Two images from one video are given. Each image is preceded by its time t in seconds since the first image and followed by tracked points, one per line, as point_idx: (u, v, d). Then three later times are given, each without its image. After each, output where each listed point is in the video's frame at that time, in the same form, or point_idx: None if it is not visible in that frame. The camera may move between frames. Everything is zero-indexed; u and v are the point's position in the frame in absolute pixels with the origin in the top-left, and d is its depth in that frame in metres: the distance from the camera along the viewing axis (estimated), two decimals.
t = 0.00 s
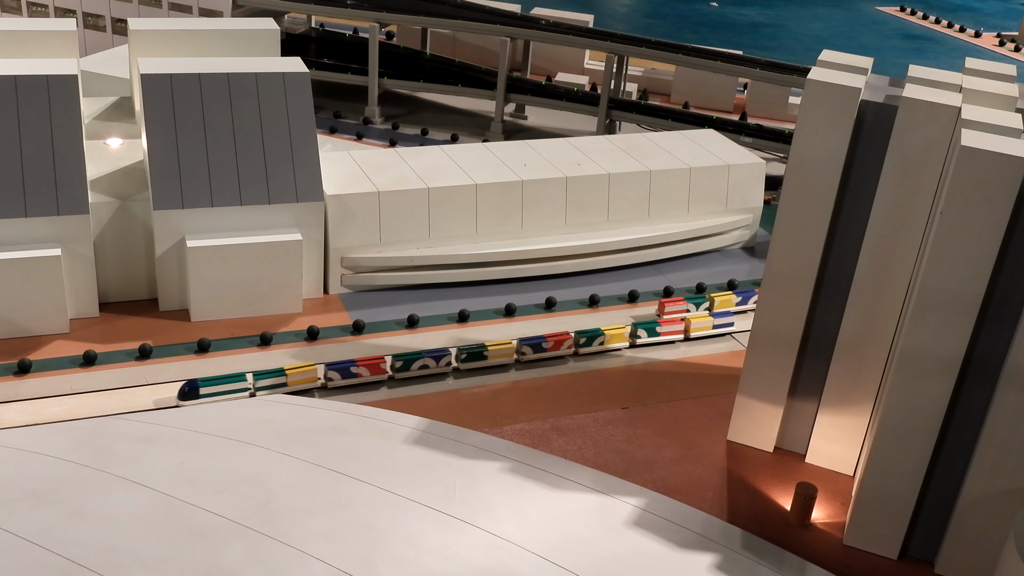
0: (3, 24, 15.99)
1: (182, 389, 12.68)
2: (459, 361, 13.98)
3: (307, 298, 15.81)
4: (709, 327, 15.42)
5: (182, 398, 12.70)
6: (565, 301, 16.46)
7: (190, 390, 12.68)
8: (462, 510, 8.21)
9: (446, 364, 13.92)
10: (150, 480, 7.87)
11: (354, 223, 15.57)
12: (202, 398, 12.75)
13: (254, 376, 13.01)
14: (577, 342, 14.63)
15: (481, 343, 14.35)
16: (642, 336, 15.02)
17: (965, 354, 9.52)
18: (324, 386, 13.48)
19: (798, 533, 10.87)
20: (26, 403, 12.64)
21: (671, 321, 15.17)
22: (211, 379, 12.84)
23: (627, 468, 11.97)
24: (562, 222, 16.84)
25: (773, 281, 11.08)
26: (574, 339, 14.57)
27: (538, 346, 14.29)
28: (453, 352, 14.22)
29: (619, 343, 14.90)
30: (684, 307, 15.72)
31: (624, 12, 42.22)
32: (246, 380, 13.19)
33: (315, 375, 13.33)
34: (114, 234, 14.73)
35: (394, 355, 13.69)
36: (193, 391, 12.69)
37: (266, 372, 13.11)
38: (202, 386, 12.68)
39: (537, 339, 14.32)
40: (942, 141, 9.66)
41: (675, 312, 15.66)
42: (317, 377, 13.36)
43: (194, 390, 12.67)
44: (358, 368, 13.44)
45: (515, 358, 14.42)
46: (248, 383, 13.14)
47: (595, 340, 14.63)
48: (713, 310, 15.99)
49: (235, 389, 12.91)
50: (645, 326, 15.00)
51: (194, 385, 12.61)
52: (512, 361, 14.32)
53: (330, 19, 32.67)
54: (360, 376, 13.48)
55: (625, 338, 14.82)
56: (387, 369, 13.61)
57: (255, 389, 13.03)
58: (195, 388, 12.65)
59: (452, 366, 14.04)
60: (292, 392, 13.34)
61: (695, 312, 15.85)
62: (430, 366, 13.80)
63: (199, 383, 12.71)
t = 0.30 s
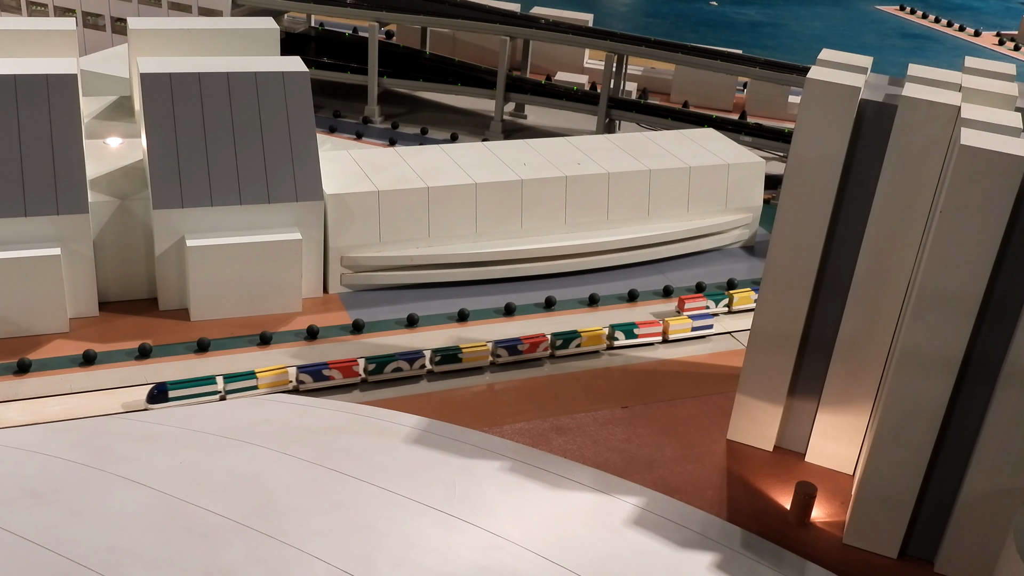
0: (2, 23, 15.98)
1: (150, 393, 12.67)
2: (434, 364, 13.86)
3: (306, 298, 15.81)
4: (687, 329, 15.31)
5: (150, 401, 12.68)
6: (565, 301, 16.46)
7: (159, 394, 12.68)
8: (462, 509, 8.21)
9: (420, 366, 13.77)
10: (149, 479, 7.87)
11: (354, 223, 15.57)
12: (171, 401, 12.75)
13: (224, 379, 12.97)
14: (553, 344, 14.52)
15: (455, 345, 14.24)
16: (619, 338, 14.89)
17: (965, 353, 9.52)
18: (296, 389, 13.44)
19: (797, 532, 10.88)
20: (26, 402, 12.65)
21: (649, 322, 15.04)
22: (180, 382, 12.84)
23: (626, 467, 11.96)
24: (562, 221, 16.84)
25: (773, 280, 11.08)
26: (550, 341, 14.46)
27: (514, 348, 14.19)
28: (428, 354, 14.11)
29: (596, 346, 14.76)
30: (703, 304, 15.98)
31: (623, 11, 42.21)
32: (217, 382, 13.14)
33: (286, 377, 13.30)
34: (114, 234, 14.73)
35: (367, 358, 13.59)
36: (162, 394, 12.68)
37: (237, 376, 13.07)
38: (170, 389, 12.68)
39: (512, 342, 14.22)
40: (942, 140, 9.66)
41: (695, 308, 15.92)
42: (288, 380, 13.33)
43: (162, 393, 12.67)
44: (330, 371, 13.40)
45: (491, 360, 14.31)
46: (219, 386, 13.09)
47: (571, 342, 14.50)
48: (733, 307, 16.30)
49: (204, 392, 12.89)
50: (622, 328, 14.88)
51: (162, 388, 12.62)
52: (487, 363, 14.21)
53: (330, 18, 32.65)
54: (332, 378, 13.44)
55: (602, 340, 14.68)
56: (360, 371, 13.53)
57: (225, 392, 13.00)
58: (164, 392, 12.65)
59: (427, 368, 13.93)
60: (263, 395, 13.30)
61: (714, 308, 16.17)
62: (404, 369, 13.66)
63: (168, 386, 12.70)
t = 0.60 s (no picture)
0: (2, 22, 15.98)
1: (119, 395, 12.54)
2: (407, 366, 13.73)
3: (306, 297, 15.81)
4: (666, 331, 15.17)
5: (119, 404, 12.54)
6: (564, 300, 16.47)
7: (128, 397, 12.52)
8: (462, 508, 8.21)
9: (393, 368, 13.67)
10: (148, 478, 7.88)
11: (354, 222, 15.57)
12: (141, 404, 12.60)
13: (193, 382, 12.76)
14: (529, 346, 14.42)
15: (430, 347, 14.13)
16: (597, 340, 14.76)
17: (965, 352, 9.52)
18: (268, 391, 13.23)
19: (797, 531, 10.89)
20: (26, 401, 12.65)
21: (627, 324, 14.91)
22: (149, 385, 12.68)
23: (626, 466, 11.97)
24: (561, 220, 16.83)
25: (772, 279, 11.08)
26: (526, 343, 14.35)
27: (489, 350, 14.07)
28: (402, 357, 13.98)
29: (573, 348, 14.64)
30: (721, 300, 16.23)
31: (624, 10, 42.20)
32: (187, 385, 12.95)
33: (257, 380, 13.08)
34: (113, 233, 14.72)
35: (340, 360, 13.49)
36: (131, 397, 12.52)
37: (207, 378, 12.83)
38: (138, 392, 12.53)
39: (487, 344, 14.10)
40: (941, 140, 9.66)
41: (714, 305, 16.19)
42: (260, 383, 13.11)
43: (131, 396, 12.52)
44: (303, 373, 13.24)
45: (466, 363, 14.18)
46: (189, 389, 12.90)
47: (548, 344, 14.40)
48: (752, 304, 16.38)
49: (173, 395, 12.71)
50: (599, 330, 14.75)
51: (130, 391, 12.45)
52: (462, 365, 14.09)
53: (330, 17, 32.66)
54: (305, 381, 13.28)
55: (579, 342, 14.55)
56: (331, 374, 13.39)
57: (195, 395, 12.80)
58: (132, 395, 12.49)
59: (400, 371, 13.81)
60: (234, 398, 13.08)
61: (733, 305, 16.30)
62: (376, 371, 13.55)
63: (136, 389, 12.55)
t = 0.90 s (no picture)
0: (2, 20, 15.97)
1: (86, 398, 12.30)
2: (380, 369, 13.61)
3: (306, 295, 15.81)
4: (644, 333, 15.05)
5: (86, 407, 12.30)
6: (564, 299, 16.47)
7: (95, 399, 12.30)
8: (462, 507, 8.22)
9: (367, 371, 13.58)
10: (148, 476, 7.88)
11: (353, 221, 15.56)
12: (107, 407, 12.39)
13: (163, 384, 12.63)
14: (505, 348, 14.28)
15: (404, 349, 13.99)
16: (574, 342, 14.60)
17: (965, 351, 9.53)
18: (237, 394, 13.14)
19: (796, 530, 10.90)
20: (25, 399, 12.66)
21: (605, 326, 14.76)
22: (116, 388, 12.49)
23: (625, 465, 11.98)
24: (561, 219, 16.83)
25: (772, 278, 11.09)
26: (502, 344, 14.21)
27: (464, 353, 13.93)
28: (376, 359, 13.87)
29: (549, 349, 14.49)
30: (741, 297, 16.31)
31: (623, 8, 42.21)
32: (155, 387, 12.81)
33: (227, 383, 13.00)
34: (113, 231, 14.71)
35: (311, 363, 13.38)
36: (98, 400, 12.31)
37: (176, 380, 12.72)
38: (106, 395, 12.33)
39: (462, 346, 13.96)
40: (941, 139, 9.66)
41: (733, 301, 16.28)
42: (230, 386, 13.02)
43: (98, 399, 12.30)
44: (274, 376, 13.16)
45: (440, 365, 14.05)
46: (157, 391, 12.76)
47: (524, 346, 14.27)
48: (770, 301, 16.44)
49: (140, 398, 12.54)
50: (577, 331, 14.59)
51: (98, 393, 12.24)
52: (436, 368, 13.95)
53: (329, 16, 32.68)
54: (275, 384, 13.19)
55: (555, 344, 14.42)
56: (303, 377, 13.32)
57: (164, 398, 12.67)
58: (100, 397, 12.28)
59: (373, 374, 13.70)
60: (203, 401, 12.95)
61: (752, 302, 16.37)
62: (349, 374, 13.45)
63: (104, 392, 12.35)
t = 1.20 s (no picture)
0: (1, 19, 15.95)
1: (52, 401, 12.17)
2: (353, 371, 13.50)
3: (305, 294, 15.81)
4: (622, 335, 14.91)
5: (53, 410, 12.18)
6: (563, 298, 16.47)
7: (61, 402, 12.17)
8: (461, 506, 8.22)
9: (339, 374, 13.47)
10: (147, 475, 7.88)
11: (353, 220, 15.56)
12: (74, 410, 12.25)
13: (131, 387, 12.54)
14: (480, 350, 14.15)
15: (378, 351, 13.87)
16: (550, 344, 14.48)
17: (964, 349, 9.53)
18: (207, 397, 13.00)
19: (796, 529, 10.90)
20: (24, 398, 12.66)
21: (582, 328, 14.61)
22: (83, 390, 12.34)
23: (625, 464, 11.98)
24: (560, 218, 16.84)
25: (772, 277, 11.09)
26: (477, 347, 14.08)
27: (438, 355, 13.79)
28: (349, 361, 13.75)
29: (526, 352, 14.36)
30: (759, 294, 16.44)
31: (623, 7, 42.18)
32: (124, 392, 12.72)
33: (197, 386, 12.84)
34: (112, 231, 14.70)
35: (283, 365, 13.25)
36: (65, 403, 12.17)
37: (144, 383, 12.61)
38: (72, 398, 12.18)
39: (437, 348, 13.82)
40: (941, 137, 9.66)
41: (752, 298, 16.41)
42: (199, 389, 12.87)
43: (64, 402, 12.15)
44: (245, 379, 13.03)
45: (414, 367, 13.91)
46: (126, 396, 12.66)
47: (499, 348, 14.14)
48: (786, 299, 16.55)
49: (108, 401, 12.40)
50: (553, 334, 14.45)
51: (64, 396, 12.10)
52: (410, 370, 13.82)
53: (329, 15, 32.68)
54: (246, 387, 13.06)
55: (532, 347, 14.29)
56: (274, 379, 13.17)
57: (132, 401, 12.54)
58: (66, 400, 12.14)
59: (346, 376, 13.59)
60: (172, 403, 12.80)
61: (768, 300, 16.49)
62: (322, 376, 13.37)
63: (70, 394, 12.20)
